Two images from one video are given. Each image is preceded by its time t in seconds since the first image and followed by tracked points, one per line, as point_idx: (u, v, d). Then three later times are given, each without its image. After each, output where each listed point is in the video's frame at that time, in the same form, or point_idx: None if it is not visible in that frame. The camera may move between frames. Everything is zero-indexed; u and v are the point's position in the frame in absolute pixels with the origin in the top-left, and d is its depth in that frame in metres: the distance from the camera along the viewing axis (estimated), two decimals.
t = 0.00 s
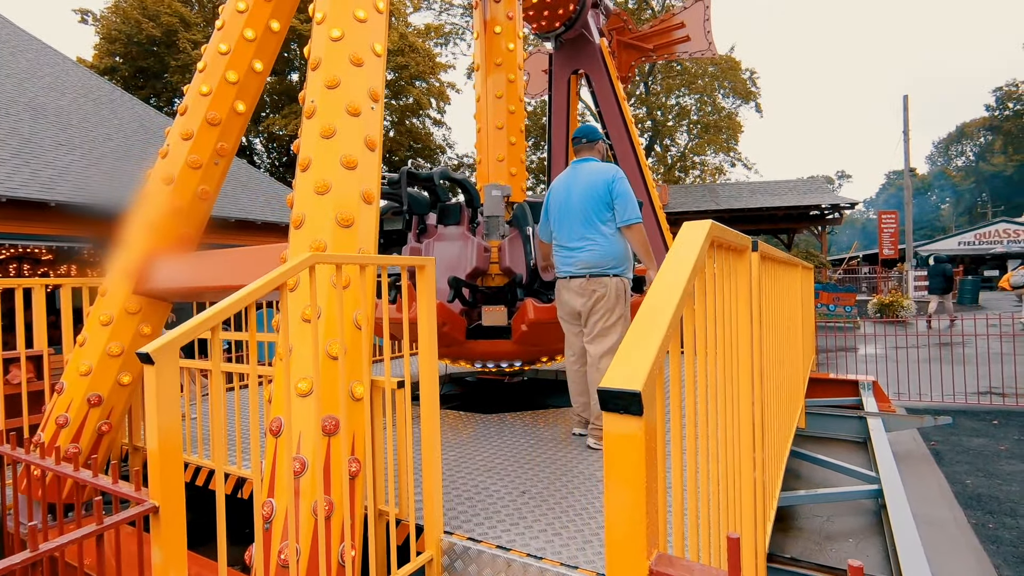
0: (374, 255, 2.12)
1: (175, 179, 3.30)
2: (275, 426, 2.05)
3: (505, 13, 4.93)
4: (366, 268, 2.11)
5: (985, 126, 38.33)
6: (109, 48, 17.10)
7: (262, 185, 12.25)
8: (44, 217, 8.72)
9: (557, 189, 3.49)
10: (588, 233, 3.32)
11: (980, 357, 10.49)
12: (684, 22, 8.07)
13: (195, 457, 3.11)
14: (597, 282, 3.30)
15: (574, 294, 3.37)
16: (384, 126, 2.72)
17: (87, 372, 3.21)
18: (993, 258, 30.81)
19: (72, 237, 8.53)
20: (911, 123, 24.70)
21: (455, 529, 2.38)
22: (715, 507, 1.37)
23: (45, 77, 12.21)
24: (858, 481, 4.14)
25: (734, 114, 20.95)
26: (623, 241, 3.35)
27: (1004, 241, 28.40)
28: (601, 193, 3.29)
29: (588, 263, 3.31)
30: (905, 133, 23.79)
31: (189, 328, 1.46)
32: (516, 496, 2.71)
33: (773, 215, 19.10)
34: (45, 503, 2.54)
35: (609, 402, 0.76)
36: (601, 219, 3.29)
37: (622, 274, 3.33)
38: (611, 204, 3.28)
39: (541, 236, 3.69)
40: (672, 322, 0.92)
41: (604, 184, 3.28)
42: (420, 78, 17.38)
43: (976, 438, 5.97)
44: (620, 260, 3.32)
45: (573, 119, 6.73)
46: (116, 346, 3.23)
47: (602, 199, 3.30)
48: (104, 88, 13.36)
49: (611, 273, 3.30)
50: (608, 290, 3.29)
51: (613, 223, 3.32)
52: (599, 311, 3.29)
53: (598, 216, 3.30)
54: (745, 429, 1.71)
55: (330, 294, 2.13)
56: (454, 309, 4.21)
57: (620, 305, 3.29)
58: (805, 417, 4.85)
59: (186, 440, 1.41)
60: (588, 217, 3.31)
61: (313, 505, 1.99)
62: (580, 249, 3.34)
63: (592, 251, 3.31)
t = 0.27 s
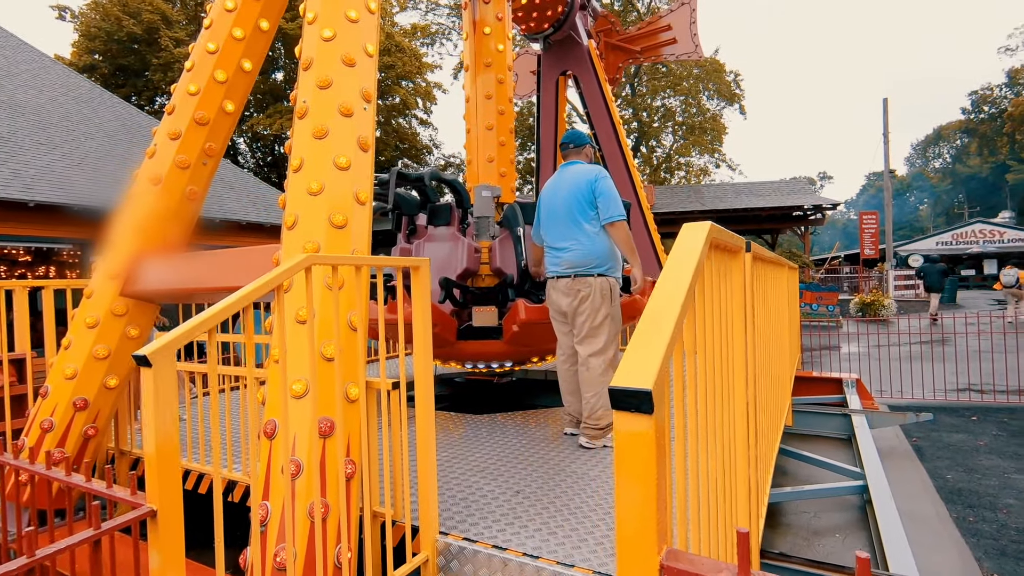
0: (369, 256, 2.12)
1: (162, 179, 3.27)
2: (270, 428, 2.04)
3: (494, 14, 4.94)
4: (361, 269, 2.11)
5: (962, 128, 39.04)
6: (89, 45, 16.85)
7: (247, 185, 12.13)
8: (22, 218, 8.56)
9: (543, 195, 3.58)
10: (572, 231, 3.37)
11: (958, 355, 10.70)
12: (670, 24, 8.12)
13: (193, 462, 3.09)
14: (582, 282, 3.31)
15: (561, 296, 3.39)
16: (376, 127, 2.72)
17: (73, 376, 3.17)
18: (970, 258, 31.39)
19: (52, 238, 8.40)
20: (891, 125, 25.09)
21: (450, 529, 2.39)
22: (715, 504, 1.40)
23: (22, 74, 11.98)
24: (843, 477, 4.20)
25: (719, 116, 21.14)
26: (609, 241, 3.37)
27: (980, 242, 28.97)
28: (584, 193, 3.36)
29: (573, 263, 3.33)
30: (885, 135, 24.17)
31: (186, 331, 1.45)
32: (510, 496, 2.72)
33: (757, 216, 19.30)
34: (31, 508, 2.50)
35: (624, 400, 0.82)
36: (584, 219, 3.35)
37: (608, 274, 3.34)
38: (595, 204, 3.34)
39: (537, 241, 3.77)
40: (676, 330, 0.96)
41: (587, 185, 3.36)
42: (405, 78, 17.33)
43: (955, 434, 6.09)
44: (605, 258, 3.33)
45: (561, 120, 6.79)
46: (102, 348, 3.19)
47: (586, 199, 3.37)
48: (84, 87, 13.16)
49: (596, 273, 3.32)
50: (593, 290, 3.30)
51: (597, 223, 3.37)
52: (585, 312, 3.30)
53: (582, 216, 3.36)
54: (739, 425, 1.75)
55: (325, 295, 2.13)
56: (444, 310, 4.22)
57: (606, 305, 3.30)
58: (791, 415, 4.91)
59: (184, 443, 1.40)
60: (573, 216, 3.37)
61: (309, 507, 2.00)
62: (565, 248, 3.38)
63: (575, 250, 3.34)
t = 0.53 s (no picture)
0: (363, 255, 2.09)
1: (151, 176, 3.22)
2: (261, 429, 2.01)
3: (487, 14, 4.92)
4: (355, 267, 2.09)
5: (946, 134, 39.60)
6: (73, 40, 16.61)
7: (235, 183, 12.03)
8: (5, 214, 8.41)
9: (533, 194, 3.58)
10: (560, 231, 3.37)
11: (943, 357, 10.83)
12: (662, 28, 8.09)
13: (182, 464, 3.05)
14: (571, 282, 3.30)
15: (550, 297, 3.39)
16: (370, 125, 2.69)
17: (56, 375, 3.11)
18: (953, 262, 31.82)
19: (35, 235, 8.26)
20: (877, 130, 25.38)
21: (444, 531, 2.36)
22: (715, 502, 1.41)
23: (6, 68, 11.79)
24: (832, 478, 4.23)
25: (708, 119, 21.26)
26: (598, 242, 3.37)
27: (963, 246, 29.39)
28: (574, 193, 3.37)
29: (563, 263, 3.32)
30: (871, 140, 24.44)
31: (177, 330, 1.42)
32: (503, 498, 2.70)
33: (745, 218, 19.43)
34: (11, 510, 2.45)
35: (633, 400, 0.84)
36: (573, 219, 3.35)
37: (596, 275, 3.33)
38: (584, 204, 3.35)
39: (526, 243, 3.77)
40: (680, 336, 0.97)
41: (576, 185, 3.37)
42: (396, 78, 17.26)
43: (940, 435, 6.16)
44: (594, 258, 3.32)
45: (553, 120, 6.83)
46: (87, 347, 3.14)
47: (575, 199, 3.37)
48: (68, 82, 12.97)
49: (586, 273, 3.31)
50: (581, 291, 3.28)
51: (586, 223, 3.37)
52: (573, 313, 3.29)
53: (570, 216, 3.37)
54: (736, 421, 1.76)
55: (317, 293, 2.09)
56: (436, 310, 4.19)
57: (594, 305, 3.29)
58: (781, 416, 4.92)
59: (174, 444, 1.37)
60: (561, 216, 3.38)
61: (300, 508, 1.97)
62: (554, 248, 3.38)
63: (564, 250, 3.34)
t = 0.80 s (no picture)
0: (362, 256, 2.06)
1: (148, 174, 3.19)
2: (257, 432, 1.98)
3: (489, 14, 4.89)
4: (353, 268, 2.05)
5: (948, 136, 39.55)
6: (76, 39, 16.62)
7: (236, 183, 12.00)
8: (5, 212, 8.40)
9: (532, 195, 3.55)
10: (560, 232, 3.34)
11: (946, 360, 10.78)
12: (665, 28, 8.09)
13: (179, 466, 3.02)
14: (572, 284, 3.27)
15: (551, 300, 3.35)
16: (370, 124, 2.66)
17: (52, 375, 3.07)
18: (956, 265, 31.74)
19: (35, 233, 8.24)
20: (880, 132, 25.32)
21: (442, 537, 2.33)
22: (720, 512, 1.37)
23: (7, 67, 11.78)
24: (836, 482, 4.18)
25: (710, 120, 21.24)
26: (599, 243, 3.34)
27: (966, 248, 29.33)
28: (573, 193, 3.34)
29: (563, 264, 3.29)
30: (874, 142, 24.40)
31: (169, 331, 1.39)
32: (503, 502, 2.67)
33: (747, 220, 19.39)
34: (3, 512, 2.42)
35: (639, 411, 0.82)
36: (573, 219, 3.31)
37: (598, 276, 3.29)
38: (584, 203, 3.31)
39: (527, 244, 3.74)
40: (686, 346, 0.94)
41: (576, 185, 3.34)
42: (398, 77, 17.26)
43: (944, 439, 6.11)
44: (595, 258, 3.28)
45: (555, 121, 6.81)
46: (83, 347, 3.11)
47: (575, 199, 3.34)
48: (70, 80, 12.97)
49: (587, 274, 3.27)
50: (583, 294, 3.25)
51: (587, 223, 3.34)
52: (576, 316, 3.26)
53: (571, 216, 3.33)
54: (741, 427, 1.72)
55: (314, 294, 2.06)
56: (436, 311, 4.16)
57: (596, 308, 3.25)
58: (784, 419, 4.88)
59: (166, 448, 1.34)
60: (561, 216, 3.35)
61: (296, 513, 1.93)
62: (554, 249, 3.34)
63: (564, 250, 3.30)
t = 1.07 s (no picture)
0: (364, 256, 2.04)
1: (154, 174, 3.19)
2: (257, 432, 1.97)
3: (496, 14, 4.87)
4: (355, 268, 2.04)
5: (960, 138, 39.23)
6: (88, 41, 16.77)
7: (244, 183, 12.05)
8: (16, 212, 8.46)
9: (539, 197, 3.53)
10: (568, 233, 3.31)
11: (956, 365, 10.68)
12: (673, 27, 8.05)
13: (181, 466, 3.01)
14: (581, 288, 3.25)
15: (561, 304, 3.33)
16: (374, 124, 2.64)
17: (57, 374, 3.07)
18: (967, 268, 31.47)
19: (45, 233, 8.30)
20: (890, 134, 25.14)
21: (444, 541, 2.30)
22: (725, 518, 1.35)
23: (20, 68, 11.89)
24: (845, 488, 4.12)
25: (718, 121, 21.16)
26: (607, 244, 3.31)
27: (977, 251, 29.12)
28: (580, 193, 3.31)
29: (571, 266, 3.26)
30: (884, 143, 24.23)
31: (168, 330, 1.37)
32: (506, 505, 2.65)
33: (756, 222, 19.29)
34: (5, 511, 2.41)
35: (637, 417, 0.80)
36: (581, 220, 3.30)
37: (606, 277, 3.26)
38: (591, 202, 3.29)
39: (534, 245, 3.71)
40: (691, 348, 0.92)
41: (583, 185, 3.32)
42: (406, 79, 17.29)
43: (955, 445, 6.03)
44: (603, 259, 3.25)
45: (561, 122, 6.78)
46: (88, 346, 3.10)
47: (583, 199, 3.32)
48: (81, 82, 13.06)
49: (596, 276, 3.24)
50: (593, 297, 3.23)
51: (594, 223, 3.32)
52: (589, 320, 3.25)
53: (579, 217, 3.31)
54: (748, 430, 1.69)
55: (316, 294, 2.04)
56: (441, 312, 4.15)
57: (609, 310, 3.25)
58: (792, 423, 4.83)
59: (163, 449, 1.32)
60: (568, 217, 3.32)
61: (296, 515, 1.92)
62: (562, 251, 3.32)
63: (572, 252, 3.28)
